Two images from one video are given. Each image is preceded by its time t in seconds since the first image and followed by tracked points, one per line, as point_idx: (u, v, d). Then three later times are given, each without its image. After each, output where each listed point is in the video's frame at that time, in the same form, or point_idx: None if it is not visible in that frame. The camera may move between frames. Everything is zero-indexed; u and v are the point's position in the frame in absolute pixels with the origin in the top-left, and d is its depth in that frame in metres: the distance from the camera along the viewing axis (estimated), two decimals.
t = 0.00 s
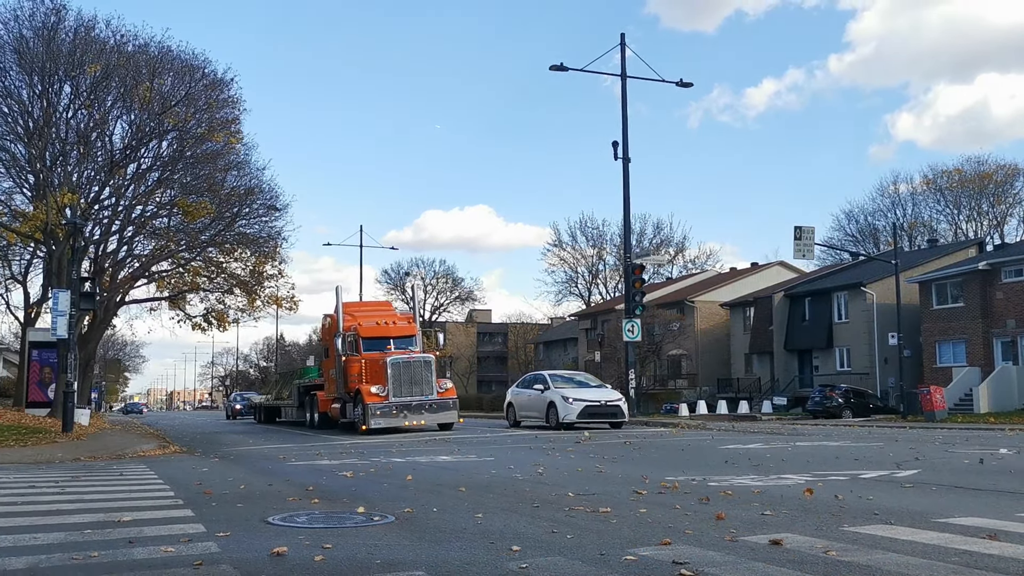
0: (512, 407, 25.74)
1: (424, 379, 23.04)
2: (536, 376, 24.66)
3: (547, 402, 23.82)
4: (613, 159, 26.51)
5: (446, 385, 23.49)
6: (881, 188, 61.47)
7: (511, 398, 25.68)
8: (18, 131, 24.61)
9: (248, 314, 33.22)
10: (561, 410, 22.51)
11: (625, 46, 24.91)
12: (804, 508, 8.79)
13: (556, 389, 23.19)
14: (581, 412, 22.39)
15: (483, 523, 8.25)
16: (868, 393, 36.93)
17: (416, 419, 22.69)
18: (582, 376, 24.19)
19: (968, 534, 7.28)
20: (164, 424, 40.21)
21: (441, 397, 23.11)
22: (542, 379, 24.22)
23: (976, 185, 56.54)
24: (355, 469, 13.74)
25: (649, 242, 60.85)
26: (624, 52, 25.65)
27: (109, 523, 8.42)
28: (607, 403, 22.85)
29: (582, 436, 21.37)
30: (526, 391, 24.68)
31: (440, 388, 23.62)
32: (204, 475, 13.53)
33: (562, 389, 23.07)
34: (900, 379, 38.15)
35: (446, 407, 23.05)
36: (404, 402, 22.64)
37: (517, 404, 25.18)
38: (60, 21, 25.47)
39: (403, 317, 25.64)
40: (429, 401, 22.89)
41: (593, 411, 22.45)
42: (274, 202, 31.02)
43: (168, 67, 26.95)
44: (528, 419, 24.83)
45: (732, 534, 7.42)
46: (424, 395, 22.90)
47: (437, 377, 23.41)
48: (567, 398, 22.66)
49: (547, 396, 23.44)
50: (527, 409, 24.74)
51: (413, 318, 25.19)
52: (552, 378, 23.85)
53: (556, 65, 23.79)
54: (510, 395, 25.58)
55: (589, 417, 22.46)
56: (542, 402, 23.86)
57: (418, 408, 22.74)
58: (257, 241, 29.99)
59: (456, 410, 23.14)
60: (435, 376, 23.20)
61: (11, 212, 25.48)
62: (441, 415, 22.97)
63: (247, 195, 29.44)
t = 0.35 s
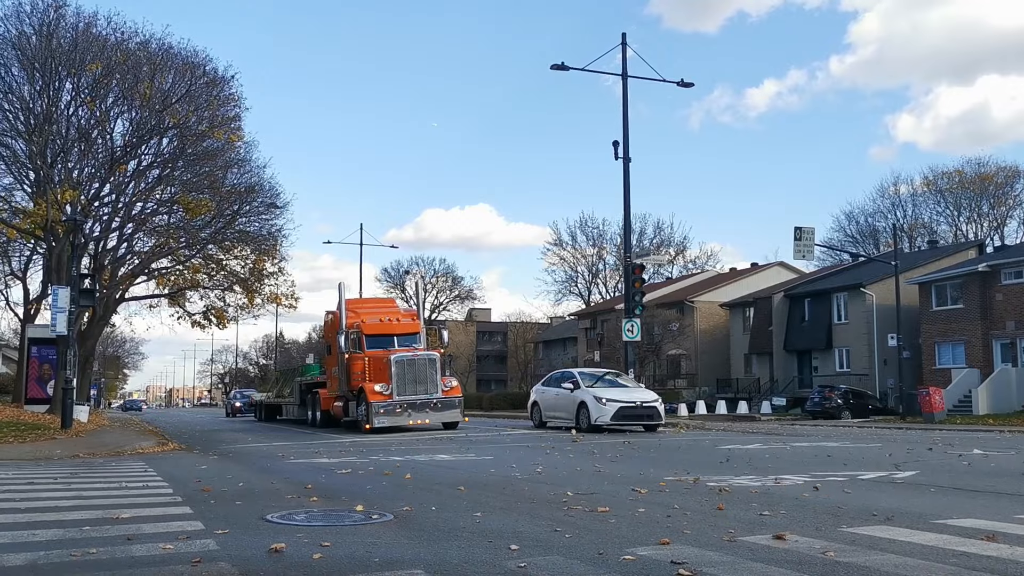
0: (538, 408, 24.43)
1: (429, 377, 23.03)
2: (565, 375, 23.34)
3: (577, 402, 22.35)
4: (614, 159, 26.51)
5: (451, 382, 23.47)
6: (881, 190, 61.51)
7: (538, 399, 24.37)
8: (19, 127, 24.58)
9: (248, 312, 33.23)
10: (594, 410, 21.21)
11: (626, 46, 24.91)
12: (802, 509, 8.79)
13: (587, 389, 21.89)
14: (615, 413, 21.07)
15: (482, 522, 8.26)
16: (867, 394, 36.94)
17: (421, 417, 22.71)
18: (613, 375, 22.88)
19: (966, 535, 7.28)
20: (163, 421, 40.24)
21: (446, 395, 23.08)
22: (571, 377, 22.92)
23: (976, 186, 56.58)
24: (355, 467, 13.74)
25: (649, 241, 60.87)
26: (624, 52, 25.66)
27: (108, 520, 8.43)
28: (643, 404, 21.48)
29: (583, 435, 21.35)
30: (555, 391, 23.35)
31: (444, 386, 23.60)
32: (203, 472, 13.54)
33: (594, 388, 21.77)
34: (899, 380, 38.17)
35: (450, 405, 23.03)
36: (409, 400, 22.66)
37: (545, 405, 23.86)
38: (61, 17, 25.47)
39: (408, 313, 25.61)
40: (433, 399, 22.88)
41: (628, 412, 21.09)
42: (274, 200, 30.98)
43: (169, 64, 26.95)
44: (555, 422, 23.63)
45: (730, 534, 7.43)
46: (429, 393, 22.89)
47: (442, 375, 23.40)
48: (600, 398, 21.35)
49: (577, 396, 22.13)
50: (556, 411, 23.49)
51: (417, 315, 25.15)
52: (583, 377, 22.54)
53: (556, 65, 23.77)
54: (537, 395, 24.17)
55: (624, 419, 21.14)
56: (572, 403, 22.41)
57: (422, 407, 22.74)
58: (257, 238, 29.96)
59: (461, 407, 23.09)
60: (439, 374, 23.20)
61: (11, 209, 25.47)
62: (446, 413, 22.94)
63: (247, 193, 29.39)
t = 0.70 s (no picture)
0: (570, 408, 22.64)
1: (435, 376, 23.02)
2: (600, 373, 21.50)
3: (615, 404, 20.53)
4: (614, 158, 26.52)
5: (458, 382, 23.50)
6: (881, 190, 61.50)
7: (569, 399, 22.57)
8: (18, 126, 24.55)
9: (247, 311, 33.21)
10: (636, 412, 19.45)
11: (626, 45, 24.91)
12: (802, 509, 8.78)
13: (626, 389, 20.10)
14: (659, 416, 19.29)
15: (481, 521, 8.26)
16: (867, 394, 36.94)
17: (426, 417, 22.71)
18: (654, 373, 21.05)
19: (965, 535, 7.28)
20: (162, 420, 40.22)
21: (453, 395, 23.12)
22: (608, 376, 21.12)
23: (976, 186, 56.57)
24: (355, 466, 13.73)
25: (649, 241, 60.86)
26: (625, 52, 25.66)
27: (106, 519, 8.42)
28: (690, 407, 19.68)
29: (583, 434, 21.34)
30: (589, 390, 21.55)
31: (451, 386, 23.62)
32: (203, 471, 13.52)
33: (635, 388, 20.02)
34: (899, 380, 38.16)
35: (457, 405, 23.07)
36: (415, 399, 22.65)
37: (578, 406, 22.06)
38: (60, 16, 25.45)
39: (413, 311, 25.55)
40: (440, 399, 22.89)
41: (673, 415, 19.35)
42: (274, 199, 30.96)
43: (169, 63, 26.94)
44: (589, 423, 21.90)
45: (730, 534, 7.42)
46: (435, 392, 22.91)
47: (448, 373, 23.39)
48: (642, 399, 19.58)
49: (617, 396, 20.34)
50: (589, 412, 21.72)
51: (423, 313, 25.09)
52: (623, 376, 20.73)
53: (557, 65, 23.76)
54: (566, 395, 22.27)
55: (668, 422, 19.37)
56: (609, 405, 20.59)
57: (429, 406, 22.74)
58: (257, 237, 29.96)
59: (468, 408, 23.16)
60: (446, 372, 23.19)
61: (11, 207, 25.45)
62: (452, 413, 22.98)
63: (247, 192, 29.37)
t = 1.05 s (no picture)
0: (615, 413, 20.51)
1: (441, 377, 22.98)
2: (651, 374, 19.39)
3: (671, 407, 18.46)
4: (613, 160, 26.52)
5: (465, 384, 23.49)
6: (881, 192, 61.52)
7: (615, 403, 20.44)
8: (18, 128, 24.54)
9: (247, 313, 33.21)
10: (699, 416, 17.36)
11: (626, 47, 24.93)
12: (801, 511, 8.78)
13: (684, 391, 18.07)
14: (725, 420, 17.18)
15: (480, 524, 8.25)
16: (866, 396, 36.93)
17: (433, 420, 22.64)
18: (710, 373, 18.98)
19: (964, 537, 7.29)
20: (162, 422, 40.17)
21: (460, 397, 23.11)
22: (662, 377, 18.98)
23: (975, 188, 56.59)
24: (355, 468, 13.72)
25: (649, 243, 60.87)
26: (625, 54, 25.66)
27: (105, 521, 8.43)
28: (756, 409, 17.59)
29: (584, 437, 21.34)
30: (640, 393, 19.42)
31: (458, 388, 23.60)
32: (203, 473, 13.52)
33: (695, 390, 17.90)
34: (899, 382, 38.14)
35: (464, 407, 23.05)
36: (422, 402, 22.60)
37: (625, 411, 19.91)
38: (61, 18, 25.52)
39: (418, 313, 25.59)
40: (447, 402, 22.86)
41: (739, 419, 17.26)
42: (274, 200, 30.97)
43: (170, 65, 27.00)
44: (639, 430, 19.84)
45: (730, 536, 7.42)
46: (442, 394, 22.88)
47: (456, 376, 23.36)
48: (704, 401, 17.48)
49: (674, 399, 18.23)
50: (639, 417, 19.66)
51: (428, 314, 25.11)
52: (677, 377, 18.63)
53: (557, 66, 23.77)
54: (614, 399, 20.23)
55: (734, 427, 17.26)
56: (665, 408, 18.53)
57: (436, 409, 22.69)
58: (257, 239, 29.98)
59: (475, 411, 23.16)
60: (454, 374, 23.16)
61: (11, 209, 25.40)
62: (459, 416, 22.93)
63: (247, 193, 29.39)
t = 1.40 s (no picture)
0: (673, 420, 18.59)
1: (450, 382, 22.89)
2: (719, 377, 17.57)
3: (745, 413, 16.65)
4: (613, 165, 26.56)
5: (475, 390, 23.32)
6: (880, 196, 61.58)
7: (673, 408, 18.57)
8: (18, 132, 24.55)
9: (247, 317, 33.22)
10: (781, 424, 15.59)
11: (626, 53, 25.00)
12: (800, 517, 8.78)
13: (761, 395, 16.28)
14: (811, 428, 15.44)
15: (480, 529, 8.24)
16: (867, 401, 36.89)
17: (440, 426, 22.45)
18: (785, 376, 17.18)
19: (963, 543, 7.29)
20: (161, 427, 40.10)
21: (468, 402, 22.95)
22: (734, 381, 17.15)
23: (975, 193, 56.65)
24: (355, 473, 13.72)
25: (649, 247, 60.91)
26: (624, 59, 25.71)
27: (104, 526, 8.43)
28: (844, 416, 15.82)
29: (584, 442, 21.36)
30: (706, 397, 17.56)
31: (468, 393, 23.43)
32: (203, 479, 13.51)
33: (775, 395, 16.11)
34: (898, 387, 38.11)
35: (473, 412, 22.82)
36: (429, 407, 22.48)
37: (686, 418, 18.01)
38: (63, 23, 25.63)
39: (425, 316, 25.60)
40: (455, 406, 22.69)
41: (829, 427, 15.49)
42: (274, 205, 31.03)
43: (172, 70, 27.11)
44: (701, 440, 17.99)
45: (729, 542, 7.42)
46: (450, 399, 22.76)
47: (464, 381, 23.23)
48: (787, 407, 15.76)
49: (749, 405, 16.43)
50: (703, 425, 17.79)
51: (435, 318, 25.12)
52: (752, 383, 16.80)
53: (557, 71, 23.83)
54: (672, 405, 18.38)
55: (821, 436, 15.54)
56: (739, 414, 16.69)
57: (444, 414, 22.51)
58: (257, 243, 30.04)
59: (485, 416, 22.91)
60: (462, 379, 23.07)
61: (11, 214, 25.37)
62: (468, 421, 22.68)
63: (247, 198, 29.43)
